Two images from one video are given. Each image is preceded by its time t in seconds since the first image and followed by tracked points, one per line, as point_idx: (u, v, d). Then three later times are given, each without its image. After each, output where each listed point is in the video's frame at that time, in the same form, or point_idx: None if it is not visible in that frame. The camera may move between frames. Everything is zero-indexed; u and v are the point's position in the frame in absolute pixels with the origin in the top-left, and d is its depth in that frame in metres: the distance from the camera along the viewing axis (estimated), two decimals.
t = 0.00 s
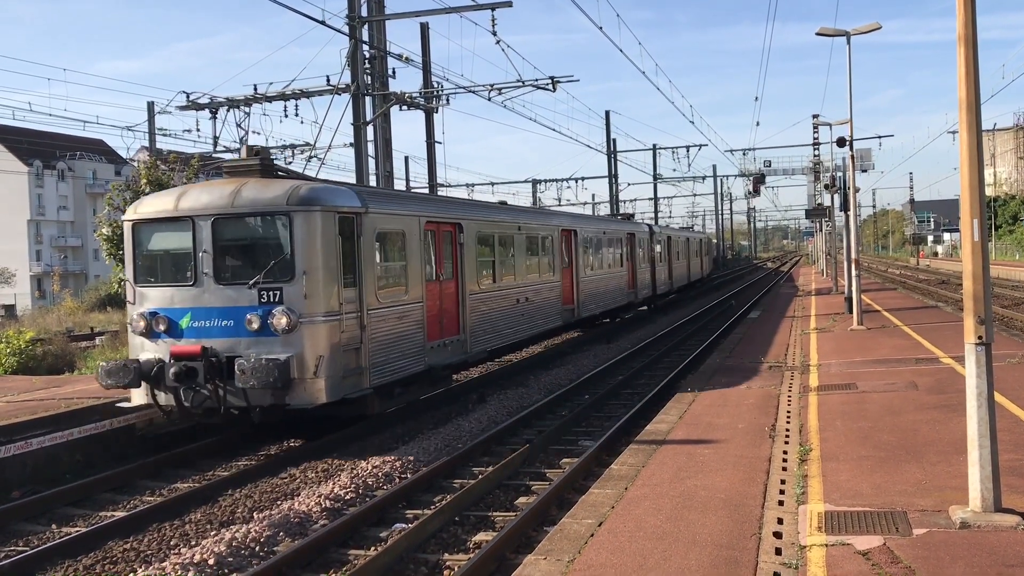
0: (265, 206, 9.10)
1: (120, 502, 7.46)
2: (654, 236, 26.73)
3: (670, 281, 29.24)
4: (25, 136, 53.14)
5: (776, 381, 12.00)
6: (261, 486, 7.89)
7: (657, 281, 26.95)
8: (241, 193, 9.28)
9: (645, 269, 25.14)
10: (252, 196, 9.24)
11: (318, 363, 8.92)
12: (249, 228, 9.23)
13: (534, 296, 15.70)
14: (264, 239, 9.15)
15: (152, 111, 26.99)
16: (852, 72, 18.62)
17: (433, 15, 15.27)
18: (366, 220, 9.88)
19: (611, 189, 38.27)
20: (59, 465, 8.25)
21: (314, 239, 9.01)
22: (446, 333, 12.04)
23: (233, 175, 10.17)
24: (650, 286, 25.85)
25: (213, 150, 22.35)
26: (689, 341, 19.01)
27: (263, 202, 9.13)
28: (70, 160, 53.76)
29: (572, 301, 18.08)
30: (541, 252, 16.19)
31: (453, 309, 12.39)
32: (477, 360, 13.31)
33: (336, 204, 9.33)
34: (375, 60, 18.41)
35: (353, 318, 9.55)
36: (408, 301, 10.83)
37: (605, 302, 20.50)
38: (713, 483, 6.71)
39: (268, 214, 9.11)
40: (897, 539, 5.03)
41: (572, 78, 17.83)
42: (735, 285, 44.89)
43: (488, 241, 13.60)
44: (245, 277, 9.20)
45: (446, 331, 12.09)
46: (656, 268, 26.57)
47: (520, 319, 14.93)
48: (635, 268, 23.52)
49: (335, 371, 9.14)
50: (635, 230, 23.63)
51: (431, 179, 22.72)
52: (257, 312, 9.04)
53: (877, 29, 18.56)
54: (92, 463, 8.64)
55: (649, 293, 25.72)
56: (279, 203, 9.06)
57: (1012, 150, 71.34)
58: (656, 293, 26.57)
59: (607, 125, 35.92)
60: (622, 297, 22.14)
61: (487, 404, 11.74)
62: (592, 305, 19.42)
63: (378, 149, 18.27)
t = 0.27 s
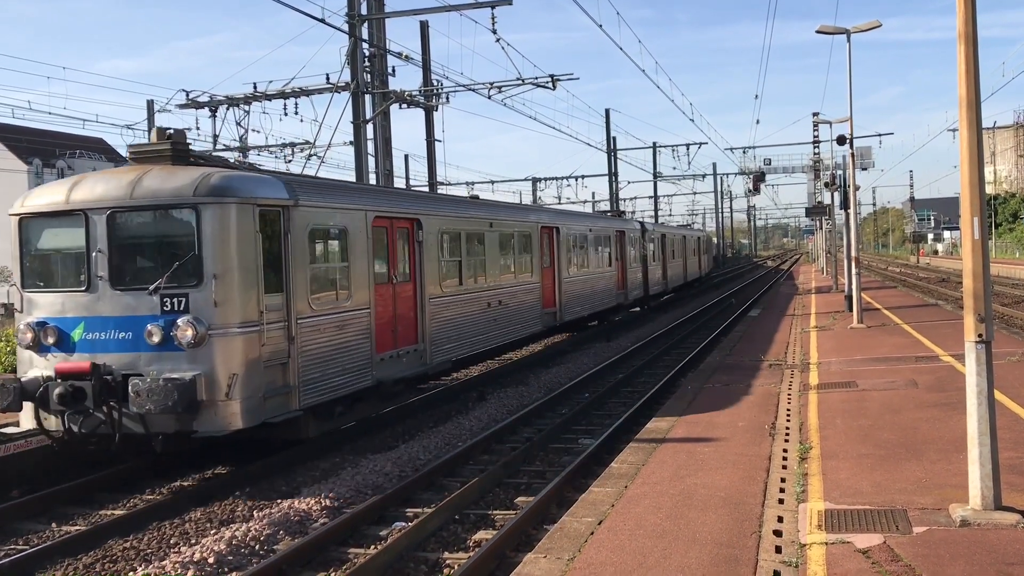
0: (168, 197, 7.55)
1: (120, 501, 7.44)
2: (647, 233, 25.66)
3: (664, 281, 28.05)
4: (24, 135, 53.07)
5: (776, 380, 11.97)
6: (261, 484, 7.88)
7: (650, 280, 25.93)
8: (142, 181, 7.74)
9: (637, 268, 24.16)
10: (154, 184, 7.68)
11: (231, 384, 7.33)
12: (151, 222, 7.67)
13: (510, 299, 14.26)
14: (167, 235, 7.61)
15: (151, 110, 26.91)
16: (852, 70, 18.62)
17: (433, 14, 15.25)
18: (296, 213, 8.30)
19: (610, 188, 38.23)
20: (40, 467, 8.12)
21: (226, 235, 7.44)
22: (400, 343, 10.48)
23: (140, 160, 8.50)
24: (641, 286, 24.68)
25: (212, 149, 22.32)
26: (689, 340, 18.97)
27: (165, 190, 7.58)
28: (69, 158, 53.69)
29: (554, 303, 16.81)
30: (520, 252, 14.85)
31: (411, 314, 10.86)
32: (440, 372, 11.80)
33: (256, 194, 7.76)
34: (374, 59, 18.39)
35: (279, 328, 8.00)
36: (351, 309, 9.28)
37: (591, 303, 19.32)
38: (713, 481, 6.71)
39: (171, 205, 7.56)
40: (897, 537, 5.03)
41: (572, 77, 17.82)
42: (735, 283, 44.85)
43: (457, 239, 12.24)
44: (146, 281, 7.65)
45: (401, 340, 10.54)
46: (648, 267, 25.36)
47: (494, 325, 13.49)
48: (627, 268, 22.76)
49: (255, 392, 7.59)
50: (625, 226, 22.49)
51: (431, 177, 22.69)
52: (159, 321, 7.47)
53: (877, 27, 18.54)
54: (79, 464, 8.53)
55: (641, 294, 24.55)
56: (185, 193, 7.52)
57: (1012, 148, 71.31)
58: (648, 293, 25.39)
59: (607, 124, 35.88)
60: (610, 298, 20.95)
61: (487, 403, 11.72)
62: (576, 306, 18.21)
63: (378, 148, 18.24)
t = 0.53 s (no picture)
0: (35, 186, 6.37)
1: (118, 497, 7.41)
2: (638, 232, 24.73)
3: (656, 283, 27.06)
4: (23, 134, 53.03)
5: (776, 379, 11.97)
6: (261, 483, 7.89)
7: (641, 282, 24.97)
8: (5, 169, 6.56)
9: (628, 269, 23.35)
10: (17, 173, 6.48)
11: (108, 413, 6.17)
12: (17, 217, 6.50)
13: (477, 304, 13.15)
14: (36, 233, 6.44)
15: (150, 108, 26.88)
16: (852, 69, 18.63)
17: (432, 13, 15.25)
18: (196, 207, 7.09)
19: (610, 187, 38.24)
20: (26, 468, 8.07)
21: (104, 232, 6.27)
22: (341, 356, 9.31)
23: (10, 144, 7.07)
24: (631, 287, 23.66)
25: (211, 148, 22.32)
26: (688, 339, 18.98)
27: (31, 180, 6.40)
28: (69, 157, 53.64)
29: (531, 307, 15.80)
30: (490, 252, 13.80)
31: (354, 324, 9.69)
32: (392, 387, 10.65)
33: (144, 183, 6.55)
34: (374, 59, 18.38)
35: (175, 344, 6.79)
36: (273, 319, 8.06)
37: (573, 307, 18.26)
38: (712, 480, 6.72)
39: (38, 197, 6.38)
40: (896, 536, 5.03)
41: (572, 76, 17.82)
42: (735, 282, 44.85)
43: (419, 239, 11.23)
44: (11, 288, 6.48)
45: (341, 353, 9.35)
46: (638, 268, 24.35)
47: (458, 333, 12.38)
48: (619, 270, 22.11)
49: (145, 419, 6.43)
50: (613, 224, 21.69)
51: (430, 177, 22.69)
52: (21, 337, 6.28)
53: (876, 27, 18.55)
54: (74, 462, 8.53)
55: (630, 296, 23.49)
56: (53, 182, 6.34)
57: (1011, 147, 71.33)
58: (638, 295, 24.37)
59: (607, 123, 35.88)
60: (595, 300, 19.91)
61: (487, 402, 11.72)
62: (556, 311, 17.15)
63: (377, 147, 18.23)
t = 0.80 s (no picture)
0: None
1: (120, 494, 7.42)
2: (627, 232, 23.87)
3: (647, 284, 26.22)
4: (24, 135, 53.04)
5: (776, 379, 11.97)
6: (261, 483, 7.90)
7: (631, 284, 24.17)
8: None
9: (617, 271, 22.54)
10: None
11: None
12: None
13: (438, 312, 12.19)
14: None
15: (150, 108, 26.87)
16: (851, 69, 18.65)
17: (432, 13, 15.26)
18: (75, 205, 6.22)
19: (610, 187, 38.25)
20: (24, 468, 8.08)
21: None
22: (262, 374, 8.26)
23: None
24: (620, 290, 22.83)
25: (212, 148, 22.33)
26: (688, 339, 19.00)
27: None
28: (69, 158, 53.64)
29: (504, 312, 14.92)
30: (455, 254, 12.96)
31: (282, 337, 8.68)
32: (333, 406, 9.66)
33: None
34: (374, 59, 18.40)
35: (30, 367, 5.69)
36: (167, 335, 6.99)
37: (555, 311, 17.39)
38: (712, 480, 6.72)
39: None
40: (896, 536, 5.03)
41: (572, 76, 17.84)
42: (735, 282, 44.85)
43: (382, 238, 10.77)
44: None
45: (264, 370, 8.32)
46: (627, 269, 23.51)
47: (414, 344, 11.38)
48: (608, 271, 21.33)
49: None
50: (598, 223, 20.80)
51: (431, 177, 22.71)
52: None
53: (876, 27, 18.56)
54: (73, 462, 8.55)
55: (618, 299, 22.63)
56: None
57: (1011, 147, 71.33)
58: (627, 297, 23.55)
59: (607, 123, 35.91)
60: (579, 304, 19.01)
61: (487, 402, 11.72)
62: (533, 316, 16.29)
63: (377, 147, 18.24)
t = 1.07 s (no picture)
0: None
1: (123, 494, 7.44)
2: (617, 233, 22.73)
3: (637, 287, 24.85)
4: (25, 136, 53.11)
5: (777, 380, 11.97)
6: (262, 484, 7.91)
7: (621, 287, 22.97)
8: None
9: (607, 273, 21.40)
10: None
11: None
12: None
13: (391, 322, 10.84)
14: None
15: (151, 110, 26.90)
16: (852, 70, 18.66)
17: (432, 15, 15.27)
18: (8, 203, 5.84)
19: (610, 188, 38.26)
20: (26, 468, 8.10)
21: None
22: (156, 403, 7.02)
23: None
24: (608, 293, 21.56)
25: (213, 150, 22.35)
26: (689, 340, 19.01)
27: None
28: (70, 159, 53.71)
29: (474, 320, 13.61)
30: (411, 257, 11.61)
31: (184, 356, 7.38)
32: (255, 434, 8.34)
33: None
34: (375, 60, 18.42)
35: None
36: (14, 356, 5.79)
37: (535, 317, 16.06)
38: (713, 481, 6.73)
39: None
40: (897, 537, 5.04)
41: (572, 77, 17.86)
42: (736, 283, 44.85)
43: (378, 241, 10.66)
44: None
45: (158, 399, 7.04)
46: (615, 272, 22.22)
47: (360, 361, 10.04)
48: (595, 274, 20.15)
49: None
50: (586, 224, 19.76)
51: (432, 177, 22.74)
52: None
53: (877, 28, 18.56)
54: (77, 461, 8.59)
55: (606, 302, 21.32)
56: None
57: (1012, 148, 71.28)
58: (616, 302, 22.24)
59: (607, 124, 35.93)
60: (562, 310, 17.64)
61: (488, 403, 11.74)
62: (508, 324, 14.91)
63: (378, 149, 18.25)
